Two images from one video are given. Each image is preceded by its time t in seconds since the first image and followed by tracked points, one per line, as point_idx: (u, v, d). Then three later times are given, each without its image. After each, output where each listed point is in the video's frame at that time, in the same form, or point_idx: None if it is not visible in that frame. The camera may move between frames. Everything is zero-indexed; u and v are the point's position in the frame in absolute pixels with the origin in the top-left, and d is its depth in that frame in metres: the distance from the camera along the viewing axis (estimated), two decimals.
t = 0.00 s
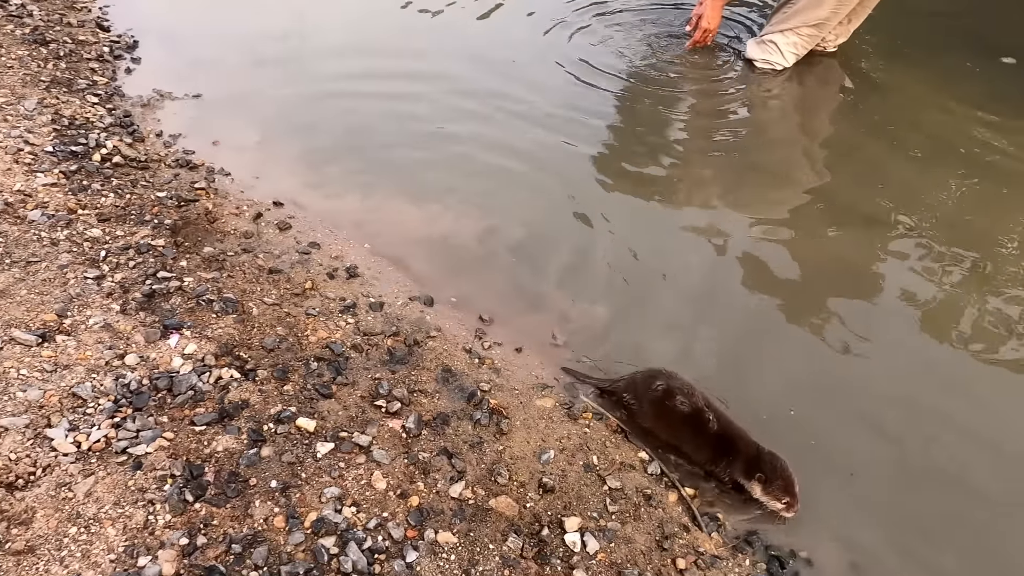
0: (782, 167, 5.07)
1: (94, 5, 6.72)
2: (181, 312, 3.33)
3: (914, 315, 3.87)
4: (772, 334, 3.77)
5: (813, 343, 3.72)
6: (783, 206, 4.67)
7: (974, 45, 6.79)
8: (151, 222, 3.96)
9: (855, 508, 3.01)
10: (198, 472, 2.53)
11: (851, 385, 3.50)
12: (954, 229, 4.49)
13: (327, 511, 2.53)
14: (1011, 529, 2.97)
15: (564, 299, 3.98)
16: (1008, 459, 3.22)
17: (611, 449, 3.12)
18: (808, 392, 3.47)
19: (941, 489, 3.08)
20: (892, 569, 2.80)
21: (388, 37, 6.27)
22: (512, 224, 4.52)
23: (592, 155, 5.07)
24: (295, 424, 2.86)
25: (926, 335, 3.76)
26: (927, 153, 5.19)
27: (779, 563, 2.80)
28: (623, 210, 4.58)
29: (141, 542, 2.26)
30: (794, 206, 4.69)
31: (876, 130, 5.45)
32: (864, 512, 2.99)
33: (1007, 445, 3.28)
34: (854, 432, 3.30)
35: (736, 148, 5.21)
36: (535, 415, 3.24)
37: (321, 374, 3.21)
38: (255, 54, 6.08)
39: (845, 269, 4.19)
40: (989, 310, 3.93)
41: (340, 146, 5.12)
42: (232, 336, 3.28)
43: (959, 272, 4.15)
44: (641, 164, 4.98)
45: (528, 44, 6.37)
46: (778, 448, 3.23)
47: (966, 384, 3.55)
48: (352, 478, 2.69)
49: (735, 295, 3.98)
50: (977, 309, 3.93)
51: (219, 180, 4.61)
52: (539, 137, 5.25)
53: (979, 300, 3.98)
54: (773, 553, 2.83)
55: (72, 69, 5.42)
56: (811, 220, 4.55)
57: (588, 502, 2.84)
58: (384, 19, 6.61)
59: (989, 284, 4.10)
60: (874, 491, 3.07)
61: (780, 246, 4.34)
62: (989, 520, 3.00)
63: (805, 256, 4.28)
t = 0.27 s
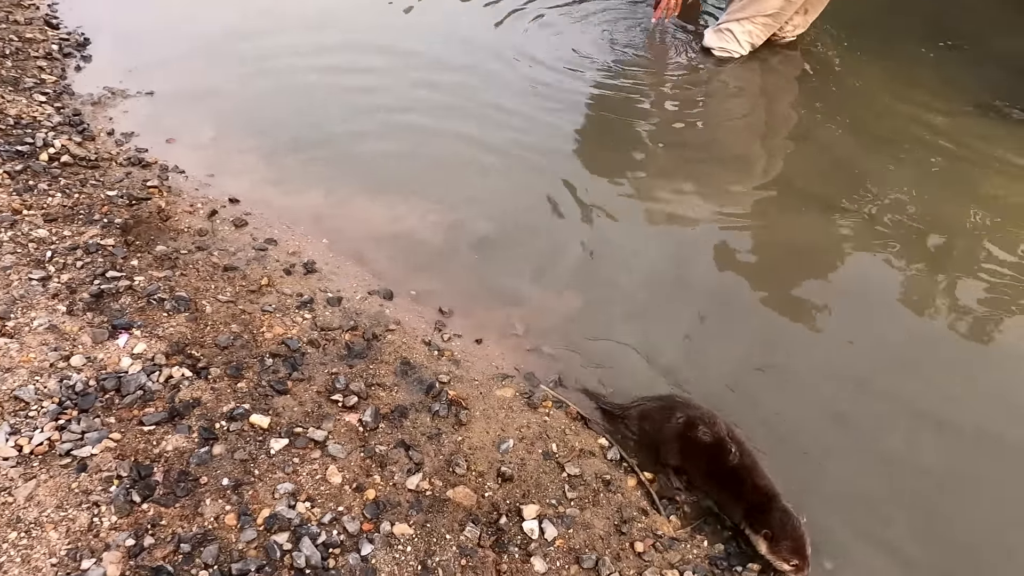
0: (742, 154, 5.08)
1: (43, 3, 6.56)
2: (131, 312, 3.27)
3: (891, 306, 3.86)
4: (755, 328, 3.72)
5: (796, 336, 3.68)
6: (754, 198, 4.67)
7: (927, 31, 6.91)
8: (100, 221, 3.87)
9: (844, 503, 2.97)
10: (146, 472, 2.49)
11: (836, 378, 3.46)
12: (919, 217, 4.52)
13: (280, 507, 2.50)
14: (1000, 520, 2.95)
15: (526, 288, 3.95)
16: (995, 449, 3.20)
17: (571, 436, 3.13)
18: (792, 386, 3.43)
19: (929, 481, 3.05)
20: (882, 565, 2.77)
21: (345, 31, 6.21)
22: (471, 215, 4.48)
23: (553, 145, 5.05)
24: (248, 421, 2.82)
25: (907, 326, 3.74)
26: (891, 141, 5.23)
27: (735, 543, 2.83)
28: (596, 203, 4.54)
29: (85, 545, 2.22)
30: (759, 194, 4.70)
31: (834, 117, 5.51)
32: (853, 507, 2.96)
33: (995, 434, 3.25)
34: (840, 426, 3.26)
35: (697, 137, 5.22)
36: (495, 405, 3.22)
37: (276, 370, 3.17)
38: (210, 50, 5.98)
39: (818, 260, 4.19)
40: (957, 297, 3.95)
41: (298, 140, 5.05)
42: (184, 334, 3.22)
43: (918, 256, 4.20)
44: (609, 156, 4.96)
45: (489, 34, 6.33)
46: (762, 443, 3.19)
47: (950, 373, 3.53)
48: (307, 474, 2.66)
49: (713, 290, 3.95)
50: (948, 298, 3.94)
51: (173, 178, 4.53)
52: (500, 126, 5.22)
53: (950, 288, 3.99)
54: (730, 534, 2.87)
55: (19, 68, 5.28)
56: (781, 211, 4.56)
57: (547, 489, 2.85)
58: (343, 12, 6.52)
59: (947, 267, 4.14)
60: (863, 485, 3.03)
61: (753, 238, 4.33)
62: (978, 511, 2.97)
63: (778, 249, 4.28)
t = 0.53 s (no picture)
0: (703, 138, 5.13)
1: None
2: (82, 314, 3.18)
3: (862, 284, 3.88)
4: (731, 312, 3.72)
5: (771, 319, 3.69)
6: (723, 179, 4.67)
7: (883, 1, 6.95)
8: (47, 223, 3.75)
9: (824, 482, 2.99)
10: (100, 476, 2.43)
11: (812, 359, 3.48)
12: (883, 194, 4.55)
13: (241, 505, 2.46)
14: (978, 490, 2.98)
15: (489, 277, 3.94)
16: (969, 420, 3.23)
17: (536, 422, 3.12)
18: (769, 368, 3.44)
19: (907, 456, 3.08)
20: (862, 542, 2.78)
21: (301, 26, 6.14)
22: (431, 205, 4.45)
23: (513, 134, 5.04)
24: (207, 420, 2.76)
25: (879, 303, 3.77)
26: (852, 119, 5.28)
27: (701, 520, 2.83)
28: (558, 193, 4.54)
29: (36, 552, 2.17)
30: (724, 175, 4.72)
31: (792, 95, 5.55)
32: (833, 484, 2.98)
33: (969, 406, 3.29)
34: (818, 406, 3.28)
35: (656, 122, 5.25)
36: (460, 395, 3.21)
37: (235, 368, 3.11)
38: (160, 47, 5.83)
39: (789, 240, 4.20)
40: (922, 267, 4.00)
41: (253, 136, 4.95)
42: (138, 335, 3.14)
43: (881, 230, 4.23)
44: (573, 144, 4.96)
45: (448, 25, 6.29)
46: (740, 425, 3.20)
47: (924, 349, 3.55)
48: (269, 471, 2.62)
49: (686, 275, 3.94)
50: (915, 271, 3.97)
51: (123, 178, 4.41)
52: (459, 118, 5.18)
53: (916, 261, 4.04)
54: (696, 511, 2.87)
55: None
56: (750, 191, 4.56)
57: (514, 475, 2.85)
58: (297, 8, 6.43)
59: (906, 238, 4.18)
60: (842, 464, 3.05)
61: (723, 220, 4.33)
62: (954, 485, 2.99)
63: (750, 230, 4.27)
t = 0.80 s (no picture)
0: (690, 137, 5.14)
1: None
2: (68, 319, 3.17)
3: (854, 281, 3.91)
4: (725, 310, 3.74)
5: (764, 317, 3.71)
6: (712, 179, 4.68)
7: None
8: (33, 228, 3.74)
9: (818, 478, 3.02)
10: (89, 481, 2.43)
11: (806, 355, 3.51)
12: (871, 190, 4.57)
13: (232, 507, 2.46)
14: (970, 483, 3.01)
15: (478, 278, 3.95)
16: (962, 414, 3.26)
17: (525, 421, 3.14)
18: (763, 366, 3.47)
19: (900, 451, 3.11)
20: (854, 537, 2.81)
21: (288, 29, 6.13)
22: (419, 206, 4.45)
23: (500, 134, 5.06)
24: (196, 423, 2.76)
25: (871, 299, 3.80)
26: (842, 115, 5.31)
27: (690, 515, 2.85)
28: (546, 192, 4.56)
29: (26, 557, 2.18)
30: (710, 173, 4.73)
31: (776, 93, 5.59)
32: (826, 480, 3.01)
33: (962, 400, 3.32)
34: (812, 403, 3.31)
35: (643, 120, 5.28)
36: (449, 395, 3.22)
37: (224, 371, 3.11)
38: (145, 50, 5.81)
39: (780, 238, 4.21)
40: (909, 265, 4.02)
41: (240, 139, 4.94)
42: (126, 339, 3.13)
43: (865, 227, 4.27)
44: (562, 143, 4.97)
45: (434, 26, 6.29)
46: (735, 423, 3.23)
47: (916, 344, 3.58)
48: (259, 473, 2.63)
49: (679, 274, 3.96)
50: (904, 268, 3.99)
51: (109, 181, 4.39)
52: (447, 119, 5.20)
53: (903, 258, 4.06)
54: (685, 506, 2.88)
55: None
56: (740, 190, 4.58)
57: (503, 474, 2.87)
58: (283, 9, 6.42)
59: (889, 234, 4.23)
60: (837, 460, 3.08)
61: (714, 219, 4.35)
62: (945, 479, 3.02)
63: (741, 228, 4.29)
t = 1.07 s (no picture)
0: (671, 132, 5.14)
1: None
2: (39, 326, 3.15)
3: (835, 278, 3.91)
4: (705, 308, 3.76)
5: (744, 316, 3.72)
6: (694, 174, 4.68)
7: None
8: (3, 234, 3.70)
9: (796, 474, 3.05)
10: (57, 488, 2.44)
11: (786, 352, 3.53)
12: (851, 184, 4.59)
13: (203, 512, 2.46)
14: (947, 477, 3.03)
15: (456, 278, 3.94)
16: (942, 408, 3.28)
17: (502, 420, 3.14)
18: (744, 363, 3.49)
19: (878, 446, 3.14)
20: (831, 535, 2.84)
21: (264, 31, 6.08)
22: (396, 207, 4.44)
23: (478, 135, 5.05)
24: (168, 428, 2.75)
25: (853, 294, 3.82)
26: (823, 111, 5.32)
27: (664, 511, 2.86)
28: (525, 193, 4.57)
29: None
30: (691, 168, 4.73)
31: (755, 88, 5.60)
32: (804, 476, 3.04)
33: (942, 396, 3.33)
34: (791, 399, 3.33)
35: (621, 117, 5.28)
36: (425, 395, 3.21)
37: (197, 376, 3.09)
38: (120, 52, 5.76)
39: (761, 234, 4.22)
40: (889, 257, 4.03)
41: (216, 141, 4.91)
42: (97, 345, 3.11)
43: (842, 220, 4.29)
44: (541, 144, 4.97)
45: (411, 26, 6.26)
46: (714, 420, 3.24)
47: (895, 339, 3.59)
48: (231, 477, 2.62)
49: (660, 272, 3.97)
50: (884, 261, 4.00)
51: (82, 186, 4.34)
52: (425, 120, 5.18)
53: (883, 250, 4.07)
54: (660, 503, 2.90)
55: None
56: (721, 185, 4.58)
57: (479, 473, 2.87)
58: (261, 11, 6.38)
59: (868, 227, 4.24)
60: (815, 456, 3.11)
61: (696, 216, 4.36)
62: (921, 475, 3.04)
63: (722, 225, 4.30)
